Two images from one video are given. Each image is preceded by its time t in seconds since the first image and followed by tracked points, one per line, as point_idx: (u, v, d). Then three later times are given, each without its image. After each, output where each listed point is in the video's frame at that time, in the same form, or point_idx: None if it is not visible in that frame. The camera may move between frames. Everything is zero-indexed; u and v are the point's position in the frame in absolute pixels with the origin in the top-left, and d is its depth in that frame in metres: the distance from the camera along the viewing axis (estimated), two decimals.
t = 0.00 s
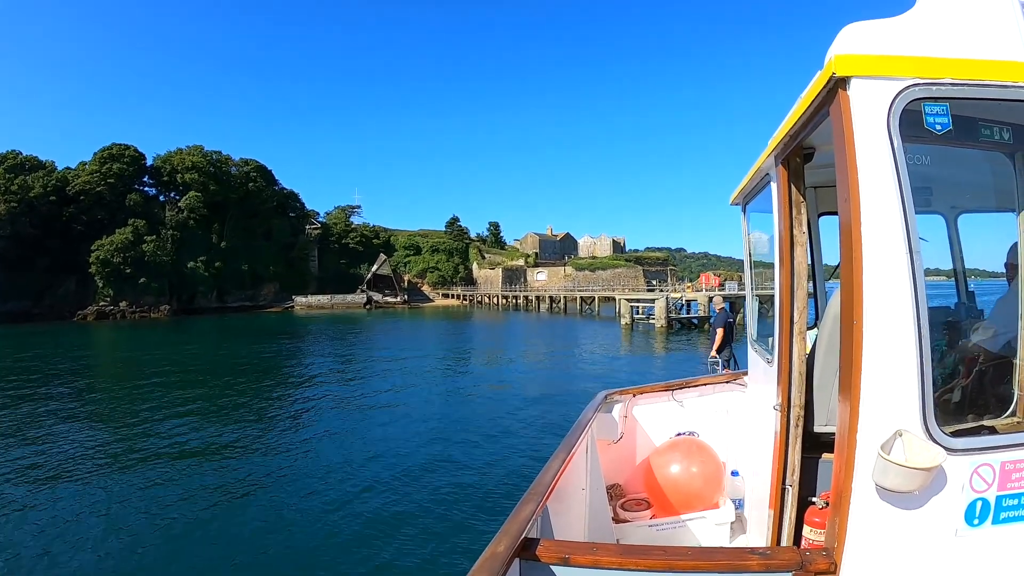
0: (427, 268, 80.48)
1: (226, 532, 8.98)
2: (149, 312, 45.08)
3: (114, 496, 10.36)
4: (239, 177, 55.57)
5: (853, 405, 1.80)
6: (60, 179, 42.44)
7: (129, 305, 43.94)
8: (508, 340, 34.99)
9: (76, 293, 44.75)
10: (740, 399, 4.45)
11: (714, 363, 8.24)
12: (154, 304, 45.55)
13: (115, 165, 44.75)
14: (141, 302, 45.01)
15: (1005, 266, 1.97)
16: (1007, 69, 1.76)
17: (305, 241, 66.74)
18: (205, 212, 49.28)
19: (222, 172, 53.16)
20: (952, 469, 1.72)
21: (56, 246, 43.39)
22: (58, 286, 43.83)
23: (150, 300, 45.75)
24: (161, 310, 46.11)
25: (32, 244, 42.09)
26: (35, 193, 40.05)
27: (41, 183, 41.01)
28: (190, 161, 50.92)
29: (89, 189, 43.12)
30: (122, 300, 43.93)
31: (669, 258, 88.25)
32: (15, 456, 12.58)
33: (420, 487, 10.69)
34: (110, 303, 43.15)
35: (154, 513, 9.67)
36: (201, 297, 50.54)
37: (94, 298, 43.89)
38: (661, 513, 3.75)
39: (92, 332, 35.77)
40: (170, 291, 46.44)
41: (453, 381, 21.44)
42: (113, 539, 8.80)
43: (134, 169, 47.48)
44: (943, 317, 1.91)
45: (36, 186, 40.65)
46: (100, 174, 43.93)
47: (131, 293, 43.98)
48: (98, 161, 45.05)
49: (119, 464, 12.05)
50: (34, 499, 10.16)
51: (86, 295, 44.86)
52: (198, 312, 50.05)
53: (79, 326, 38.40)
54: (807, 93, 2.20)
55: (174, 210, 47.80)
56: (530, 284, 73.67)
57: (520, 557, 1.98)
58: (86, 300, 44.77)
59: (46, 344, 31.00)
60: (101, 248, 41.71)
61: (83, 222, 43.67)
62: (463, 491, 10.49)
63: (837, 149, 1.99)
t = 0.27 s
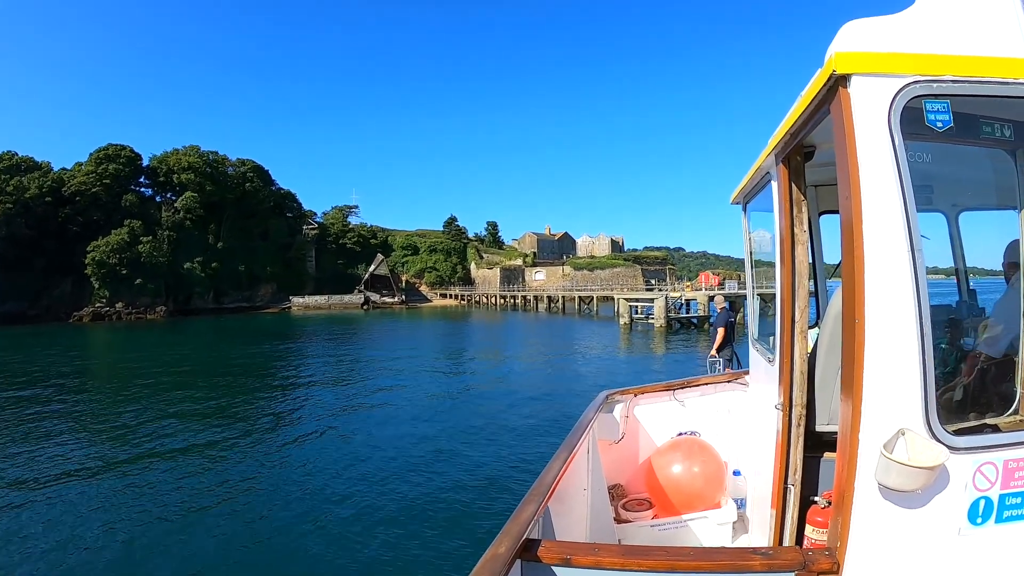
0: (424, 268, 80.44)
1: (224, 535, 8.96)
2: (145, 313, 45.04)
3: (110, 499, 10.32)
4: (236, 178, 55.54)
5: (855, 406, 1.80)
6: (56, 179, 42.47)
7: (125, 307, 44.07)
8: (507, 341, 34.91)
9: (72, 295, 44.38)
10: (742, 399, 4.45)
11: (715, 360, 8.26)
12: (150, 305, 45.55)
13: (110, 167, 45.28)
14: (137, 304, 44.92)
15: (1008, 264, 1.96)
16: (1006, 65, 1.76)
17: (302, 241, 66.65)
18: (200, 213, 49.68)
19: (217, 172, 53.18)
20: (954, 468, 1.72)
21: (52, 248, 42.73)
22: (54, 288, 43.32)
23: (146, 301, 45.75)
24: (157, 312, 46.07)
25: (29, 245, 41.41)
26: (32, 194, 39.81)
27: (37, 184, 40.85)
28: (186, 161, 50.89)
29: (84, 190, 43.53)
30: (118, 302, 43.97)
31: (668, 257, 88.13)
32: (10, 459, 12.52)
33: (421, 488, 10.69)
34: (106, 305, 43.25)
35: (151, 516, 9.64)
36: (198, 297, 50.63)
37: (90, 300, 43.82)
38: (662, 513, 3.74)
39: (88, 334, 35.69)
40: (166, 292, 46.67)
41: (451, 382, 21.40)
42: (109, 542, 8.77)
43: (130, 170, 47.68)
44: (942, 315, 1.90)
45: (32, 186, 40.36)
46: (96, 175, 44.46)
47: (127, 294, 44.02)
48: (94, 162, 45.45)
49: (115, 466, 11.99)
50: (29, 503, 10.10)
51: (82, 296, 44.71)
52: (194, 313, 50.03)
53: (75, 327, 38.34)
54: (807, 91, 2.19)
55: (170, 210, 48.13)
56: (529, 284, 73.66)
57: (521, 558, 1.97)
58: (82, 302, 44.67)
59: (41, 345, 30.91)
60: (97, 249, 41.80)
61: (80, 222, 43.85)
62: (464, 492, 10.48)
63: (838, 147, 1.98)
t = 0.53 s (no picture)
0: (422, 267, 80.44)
1: (224, 536, 8.96)
2: (142, 313, 45.17)
3: (105, 501, 10.26)
4: (232, 177, 55.54)
5: (858, 403, 1.79)
6: (52, 179, 42.47)
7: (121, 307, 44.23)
8: (505, 340, 34.89)
9: (68, 294, 44.48)
10: (744, 397, 4.44)
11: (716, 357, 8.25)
12: (146, 305, 45.76)
13: (106, 166, 44.79)
14: (132, 304, 45.08)
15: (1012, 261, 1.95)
16: (1011, 59, 1.74)
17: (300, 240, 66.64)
18: (197, 212, 49.59)
19: (213, 171, 53.10)
20: (958, 466, 1.71)
21: (48, 248, 42.56)
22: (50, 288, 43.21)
23: (142, 302, 45.79)
24: (153, 311, 46.16)
25: (24, 245, 41.28)
26: (27, 194, 40.21)
27: (32, 184, 41.18)
28: (183, 160, 50.84)
29: (81, 189, 43.17)
30: (114, 301, 44.08)
31: (666, 255, 88.16)
32: (4, 461, 12.43)
33: (421, 487, 10.69)
34: (102, 305, 43.48)
35: (148, 518, 9.58)
36: (194, 297, 50.72)
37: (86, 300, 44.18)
38: (664, 512, 3.74)
39: (84, 335, 35.66)
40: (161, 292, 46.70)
41: (449, 381, 21.39)
42: (104, 545, 8.70)
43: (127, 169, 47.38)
44: (946, 310, 1.89)
45: (27, 187, 40.74)
46: (92, 174, 44.15)
47: (122, 294, 44.16)
48: (90, 161, 45.08)
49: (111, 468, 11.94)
50: (23, 505, 10.04)
51: (78, 296, 44.92)
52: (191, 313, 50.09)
53: (70, 327, 38.30)
54: (808, 87, 2.18)
55: (166, 210, 48.06)
56: (527, 283, 73.71)
57: (523, 558, 1.96)
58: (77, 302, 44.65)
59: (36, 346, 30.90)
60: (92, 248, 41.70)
61: (75, 222, 43.46)
62: (464, 491, 10.49)
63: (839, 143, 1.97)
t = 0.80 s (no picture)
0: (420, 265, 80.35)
1: (220, 537, 8.94)
2: (138, 312, 45.14)
3: (95, 506, 10.09)
4: (229, 175, 55.47)
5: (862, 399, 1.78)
6: (47, 179, 42.29)
7: (117, 306, 44.06)
8: (504, 338, 34.87)
9: (64, 294, 44.50)
10: (746, 394, 4.44)
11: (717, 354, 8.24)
12: (142, 304, 45.58)
13: (102, 164, 44.36)
14: (129, 302, 45.01)
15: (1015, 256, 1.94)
16: (1014, 53, 1.73)
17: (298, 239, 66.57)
18: (193, 210, 49.00)
19: (211, 170, 52.97)
20: (961, 461, 1.70)
21: (45, 248, 42.60)
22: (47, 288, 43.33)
23: (139, 301, 45.50)
24: (150, 311, 45.58)
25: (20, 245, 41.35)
26: (22, 193, 40.10)
27: (28, 183, 40.95)
28: (179, 159, 50.72)
29: (76, 188, 42.79)
30: (110, 301, 43.95)
31: (666, 253, 88.07)
32: None
33: (423, 486, 10.70)
34: (98, 304, 43.29)
35: (138, 523, 9.44)
36: (191, 296, 50.68)
37: (83, 298, 44.17)
38: (666, 509, 3.74)
39: (80, 335, 35.57)
40: (159, 291, 46.17)
41: (448, 380, 21.36)
42: (91, 551, 8.56)
43: (123, 168, 47.22)
44: (948, 307, 1.88)
45: (22, 186, 40.58)
46: (88, 173, 43.64)
47: (118, 294, 43.92)
48: (86, 161, 44.80)
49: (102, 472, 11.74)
50: (20, 507, 10.03)
51: (75, 296, 44.93)
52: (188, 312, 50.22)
53: (66, 327, 38.20)
54: (811, 82, 2.17)
55: (163, 208, 47.60)
56: (526, 281, 73.68)
57: (526, 556, 1.96)
58: (74, 301, 44.75)
59: (32, 346, 30.84)
60: (88, 248, 41.50)
61: (71, 221, 43.31)
62: (466, 490, 10.51)
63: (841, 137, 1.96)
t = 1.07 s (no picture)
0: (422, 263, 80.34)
1: (219, 535, 8.94)
2: (139, 311, 45.08)
3: (96, 500, 10.13)
4: (229, 174, 55.51)
5: (866, 396, 1.79)
6: (47, 178, 42.49)
7: (117, 306, 43.97)
8: (506, 337, 34.86)
9: (64, 294, 44.24)
10: (751, 391, 4.43)
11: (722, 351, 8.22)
12: (143, 303, 45.64)
13: (102, 164, 44.35)
14: (129, 301, 44.98)
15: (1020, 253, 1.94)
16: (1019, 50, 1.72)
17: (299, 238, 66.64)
18: (194, 210, 49.15)
19: (211, 169, 53.12)
20: (967, 458, 1.70)
21: (45, 248, 42.66)
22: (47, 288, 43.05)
23: (139, 300, 45.58)
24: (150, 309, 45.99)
25: (20, 245, 41.38)
26: (22, 193, 40.40)
27: (28, 183, 41.13)
28: (179, 158, 50.74)
29: (76, 188, 42.87)
30: (109, 301, 43.72)
31: (669, 251, 87.84)
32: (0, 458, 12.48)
33: (428, 484, 10.74)
34: (98, 304, 42.95)
35: (129, 522, 9.31)
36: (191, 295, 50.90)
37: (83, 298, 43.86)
38: (671, 506, 3.74)
39: (80, 335, 35.62)
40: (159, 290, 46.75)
41: (450, 379, 21.37)
42: (80, 550, 8.41)
43: (124, 168, 47.24)
44: (953, 304, 1.88)
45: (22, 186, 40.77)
46: (88, 173, 43.62)
47: (119, 294, 43.84)
48: (86, 160, 44.87)
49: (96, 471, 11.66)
50: (22, 502, 10.08)
51: (75, 296, 44.53)
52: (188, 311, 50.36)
53: (67, 327, 38.23)
54: (815, 79, 2.17)
55: (163, 208, 48.02)
56: (528, 279, 73.63)
57: (532, 553, 1.97)
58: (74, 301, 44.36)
59: (33, 346, 30.92)
60: (88, 248, 41.30)
61: (71, 221, 43.43)
62: (471, 488, 10.55)
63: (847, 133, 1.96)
